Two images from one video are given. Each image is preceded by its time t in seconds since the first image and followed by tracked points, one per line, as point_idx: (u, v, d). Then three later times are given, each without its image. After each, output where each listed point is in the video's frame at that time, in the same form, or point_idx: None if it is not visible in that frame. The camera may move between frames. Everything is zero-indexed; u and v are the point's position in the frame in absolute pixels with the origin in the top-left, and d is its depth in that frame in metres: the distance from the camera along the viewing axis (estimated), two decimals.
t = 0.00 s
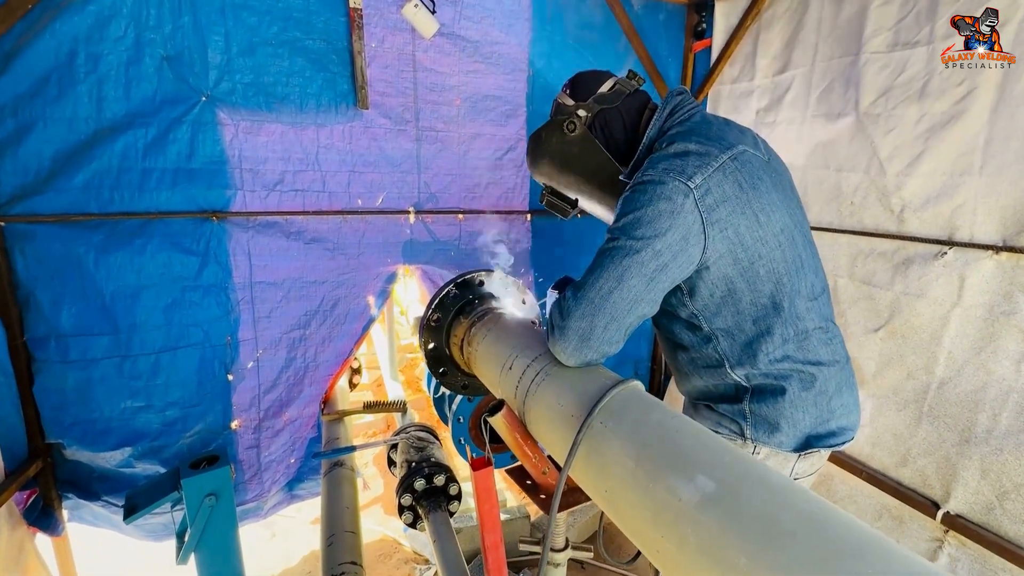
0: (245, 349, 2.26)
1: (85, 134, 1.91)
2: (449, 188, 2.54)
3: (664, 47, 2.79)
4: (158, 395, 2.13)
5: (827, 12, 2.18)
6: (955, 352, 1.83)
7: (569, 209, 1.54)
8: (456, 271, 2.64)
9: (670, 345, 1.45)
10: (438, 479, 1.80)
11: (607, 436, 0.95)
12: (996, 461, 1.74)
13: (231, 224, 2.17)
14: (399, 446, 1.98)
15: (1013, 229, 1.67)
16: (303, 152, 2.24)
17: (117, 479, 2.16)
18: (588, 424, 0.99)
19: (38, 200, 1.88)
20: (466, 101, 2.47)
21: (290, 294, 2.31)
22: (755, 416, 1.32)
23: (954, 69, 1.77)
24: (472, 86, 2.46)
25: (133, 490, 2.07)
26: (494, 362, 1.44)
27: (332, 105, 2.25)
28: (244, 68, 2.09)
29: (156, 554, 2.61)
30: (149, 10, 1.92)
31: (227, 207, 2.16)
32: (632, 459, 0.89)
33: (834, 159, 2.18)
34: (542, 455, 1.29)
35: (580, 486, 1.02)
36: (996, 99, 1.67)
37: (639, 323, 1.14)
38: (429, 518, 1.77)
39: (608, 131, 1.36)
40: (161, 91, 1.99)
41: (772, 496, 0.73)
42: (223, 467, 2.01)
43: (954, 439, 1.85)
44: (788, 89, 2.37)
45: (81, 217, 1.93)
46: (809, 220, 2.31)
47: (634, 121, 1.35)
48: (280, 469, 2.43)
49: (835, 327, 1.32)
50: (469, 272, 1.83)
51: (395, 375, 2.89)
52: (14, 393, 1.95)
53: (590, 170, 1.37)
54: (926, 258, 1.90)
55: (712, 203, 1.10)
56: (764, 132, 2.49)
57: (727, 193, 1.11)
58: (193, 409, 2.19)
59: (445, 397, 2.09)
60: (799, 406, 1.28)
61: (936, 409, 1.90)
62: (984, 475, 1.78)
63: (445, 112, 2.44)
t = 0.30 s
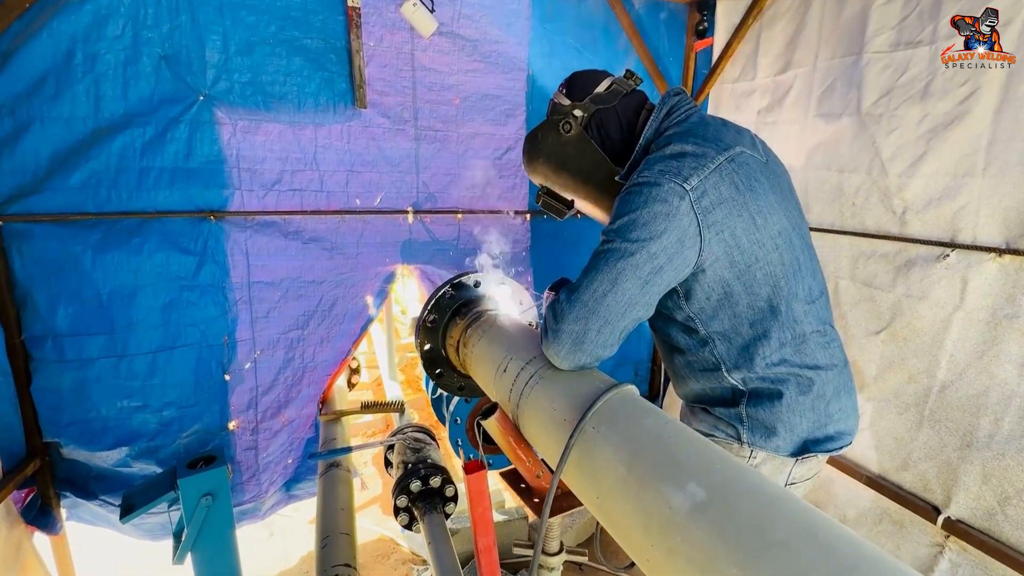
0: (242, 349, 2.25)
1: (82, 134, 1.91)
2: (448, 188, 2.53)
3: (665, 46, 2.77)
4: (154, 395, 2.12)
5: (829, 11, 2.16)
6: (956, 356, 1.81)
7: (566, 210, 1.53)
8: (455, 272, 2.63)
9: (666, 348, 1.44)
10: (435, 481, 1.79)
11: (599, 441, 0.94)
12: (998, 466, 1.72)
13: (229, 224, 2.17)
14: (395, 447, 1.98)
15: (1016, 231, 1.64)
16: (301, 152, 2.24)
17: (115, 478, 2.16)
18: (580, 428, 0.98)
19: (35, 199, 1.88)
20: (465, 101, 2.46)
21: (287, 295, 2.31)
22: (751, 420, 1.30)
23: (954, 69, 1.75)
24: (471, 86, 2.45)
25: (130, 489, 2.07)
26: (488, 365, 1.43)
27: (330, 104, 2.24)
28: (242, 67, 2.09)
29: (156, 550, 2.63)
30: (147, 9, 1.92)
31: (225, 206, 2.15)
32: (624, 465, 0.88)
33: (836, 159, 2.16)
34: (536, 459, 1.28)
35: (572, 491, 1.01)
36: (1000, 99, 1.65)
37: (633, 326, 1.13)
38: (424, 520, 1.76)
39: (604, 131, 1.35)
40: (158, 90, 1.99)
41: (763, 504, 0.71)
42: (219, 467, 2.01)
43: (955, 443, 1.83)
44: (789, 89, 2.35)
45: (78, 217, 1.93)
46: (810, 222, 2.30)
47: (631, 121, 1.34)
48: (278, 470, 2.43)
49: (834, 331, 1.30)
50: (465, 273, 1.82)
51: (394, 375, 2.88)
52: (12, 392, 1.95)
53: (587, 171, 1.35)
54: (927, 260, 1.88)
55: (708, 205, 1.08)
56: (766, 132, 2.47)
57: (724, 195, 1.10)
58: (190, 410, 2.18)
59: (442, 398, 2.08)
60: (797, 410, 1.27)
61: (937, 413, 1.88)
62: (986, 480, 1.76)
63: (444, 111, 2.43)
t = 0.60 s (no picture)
0: (236, 351, 2.20)
1: (70, 130, 1.86)
2: (447, 187, 2.47)
3: (670, 42, 2.69)
4: (145, 398, 2.08)
5: (840, 4, 2.09)
6: (972, 362, 1.74)
7: (567, 210, 1.48)
8: (455, 272, 2.57)
9: (671, 354, 1.38)
10: (431, 488, 1.74)
11: (600, 459, 0.88)
12: (1015, 478, 1.65)
13: (222, 223, 2.11)
14: (391, 453, 1.92)
15: None
16: (296, 149, 2.18)
17: (106, 482, 2.12)
18: (581, 444, 0.92)
19: (21, 197, 1.83)
20: (465, 97, 2.40)
21: (282, 296, 2.25)
22: (760, 431, 1.24)
23: (954, 69, 1.74)
24: (471, 81, 2.39)
25: (120, 493, 2.02)
26: (486, 372, 1.38)
27: (326, 100, 2.18)
28: (235, 61, 2.03)
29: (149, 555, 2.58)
30: (137, 2, 1.86)
31: (218, 205, 2.10)
32: (627, 486, 0.83)
33: (847, 158, 2.09)
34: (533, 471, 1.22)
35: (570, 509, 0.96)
36: (1021, 95, 1.58)
37: (637, 334, 1.07)
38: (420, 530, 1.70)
39: (607, 128, 1.29)
40: (149, 86, 1.93)
41: (777, 535, 0.66)
42: (211, 473, 1.96)
43: (971, 453, 1.77)
44: (798, 86, 2.28)
45: (67, 216, 1.88)
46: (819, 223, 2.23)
47: (636, 118, 1.27)
48: (273, 474, 2.38)
49: (847, 338, 1.24)
50: (463, 275, 1.76)
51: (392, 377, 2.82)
52: None
53: (589, 170, 1.29)
54: (943, 263, 1.81)
55: (717, 207, 1.02)
56: (774, 130, 2.40)
57: (734, 196, 1.04)
58: (181, 413, 2.13)
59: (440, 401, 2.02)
60: (808, 422, 1.21)
61: (951, 421, 1.82)
62: (1003, 493, 1.70)
63: (443, 108, 2.37)
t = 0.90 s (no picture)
0: (225, 356, 2.11)
1: (49, 124, 1.76)
2: (445, 185, 2.37)
3: (679, 35, 2.58)
4: (129, 405, 1.98)
5: None
6: (1003, 372, 1.64)
7: (572, 210, 1.37)
8: (454, 274, 2.47)
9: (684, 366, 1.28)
10: (427, 503, 1.65)
11: (614, 494, 0.80)
12: None
13: (210, 223, 2.02)
14: (386, 465, 1.83)
15: None
16: (288, 146, 2.08)
17: (89, 493, 2.02)
18: (590, 474, 0.84)
19: None
20: (466, 91, 2.30)
21: (274, 299, 2.16)
22: (783, 453, 1.14)
23: (955, 69, 1.72)
24: (472, 75, 2.29)
25: (102, 506, 1.95)
26: (484, 385, 1.29)
27: (319, 93, 2.08)
28: (223, 52, 1.93)
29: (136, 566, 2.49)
30: None
31: (206, 203, 2.00)
32: (644, 526, 0.75)
33: (867, 156, 1.99)
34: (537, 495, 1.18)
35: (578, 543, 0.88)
36: None
37: (652, 347, 0.97)
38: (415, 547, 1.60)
39: (618, 121, 1.19)
40: (133, 78, 1.84)
41: None
42: (197, 484, 1.89)
43: (1001, 470, 1.66)
44: (815, 80, 2.18)
45: (45, 214, 1.78)
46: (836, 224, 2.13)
47: (649, 110, 1.18)
48: (264, 484, 2.29)
49: (878, 352, 1.15)
50: (462, 278, 1.67)
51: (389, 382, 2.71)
52: None
53: (598, 166, 1.20)
54: (971, 268, 1.71)
55: (741, 208, 0.93)
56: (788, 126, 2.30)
57: (760, 196, 0.94)
58: (167, 421, 2.04)
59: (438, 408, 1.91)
60: (835, 443, 1.11)
61: (978, 435, 1.72)
62: None
63: (442, 102, 2.27)
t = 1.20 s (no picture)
0: (213, 362, 2.02)
1: (26, 119, 1.66)
2: (443, 184, 2.28)
3: (685, 28, 2.47)
4: (112, 413, 1.90)
5: None
6: None
7: (577, 213, 1.28)
8: (451, 277, 2.38)
9: (696, 380, 1.19)
10: (422, 520, 1.56)
11: (626, 536, 0.77)
12: None
13: (197, 223, 1.93)
14: (379, 478, 1.75)
15: None
16: (279, 143, 1.99)
17: (72, 504, 1.94)
18: (600, 511, 0.80)
19: None
20: (465, 86, 2.21)
21: (264, 303, 2.07)
22: (804, 476, 1.06)
23: (954, 69, 1.74)
24: (471, 69, 2.20)
25: (83, 520, 1.87)
26: (482, 400, 1.23)
27: (311, 88, 1.99)
28: (210, 45, 1.84)
29: None
30: None
31: (192, 202, 1.91)
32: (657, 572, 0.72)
33: (886, 155, 1.93)
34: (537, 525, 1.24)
35: None
36: None
37: (665, 366, 0.89)
38: (410, 568, 1.51)
39: (628, 117, 1.10)
40: (115, 71, 1.74)
41: None
42: (183, 496, 1.82)
43: None
44: (828, 76, 2.12)
45: (23, 214, 1.69)
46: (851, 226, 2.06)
47: (661, 105, 1.09)
48: (255, 494, 2.20)
49: (907, 368, 1.06)
50: (459, 284, 1.58)
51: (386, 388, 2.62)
52: None
53: (605, 166, 1.11)
54: (997, 274, 1.65)
55: (765, 213, 0.84)
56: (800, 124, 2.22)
57: (785, 200, 0.86)
58: (152, 430, 1.96)
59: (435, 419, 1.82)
60: (861, 467, 1.03)
61: (1003, 450, 1.65)
62: None
63: (440, 98, 2.18)
